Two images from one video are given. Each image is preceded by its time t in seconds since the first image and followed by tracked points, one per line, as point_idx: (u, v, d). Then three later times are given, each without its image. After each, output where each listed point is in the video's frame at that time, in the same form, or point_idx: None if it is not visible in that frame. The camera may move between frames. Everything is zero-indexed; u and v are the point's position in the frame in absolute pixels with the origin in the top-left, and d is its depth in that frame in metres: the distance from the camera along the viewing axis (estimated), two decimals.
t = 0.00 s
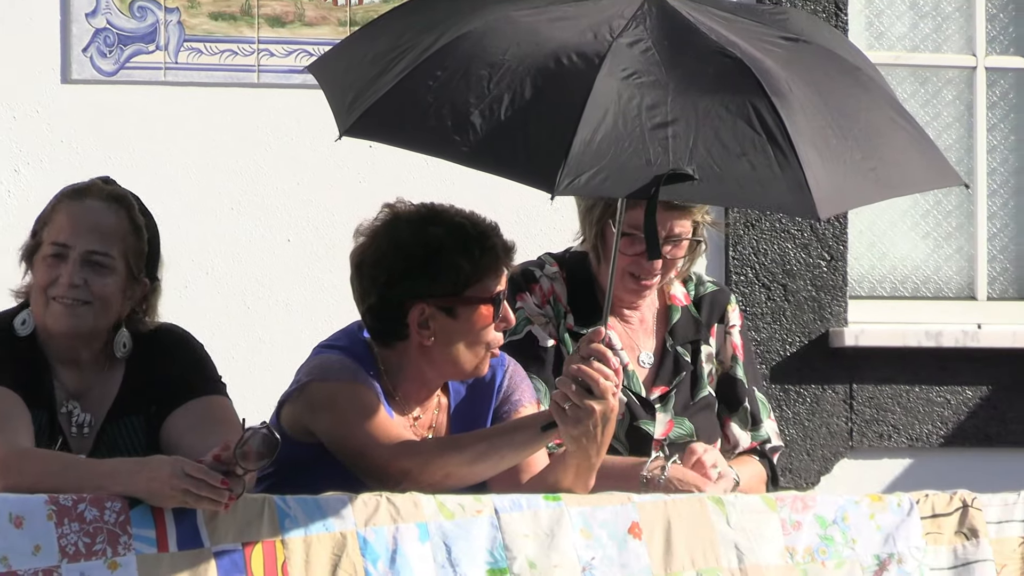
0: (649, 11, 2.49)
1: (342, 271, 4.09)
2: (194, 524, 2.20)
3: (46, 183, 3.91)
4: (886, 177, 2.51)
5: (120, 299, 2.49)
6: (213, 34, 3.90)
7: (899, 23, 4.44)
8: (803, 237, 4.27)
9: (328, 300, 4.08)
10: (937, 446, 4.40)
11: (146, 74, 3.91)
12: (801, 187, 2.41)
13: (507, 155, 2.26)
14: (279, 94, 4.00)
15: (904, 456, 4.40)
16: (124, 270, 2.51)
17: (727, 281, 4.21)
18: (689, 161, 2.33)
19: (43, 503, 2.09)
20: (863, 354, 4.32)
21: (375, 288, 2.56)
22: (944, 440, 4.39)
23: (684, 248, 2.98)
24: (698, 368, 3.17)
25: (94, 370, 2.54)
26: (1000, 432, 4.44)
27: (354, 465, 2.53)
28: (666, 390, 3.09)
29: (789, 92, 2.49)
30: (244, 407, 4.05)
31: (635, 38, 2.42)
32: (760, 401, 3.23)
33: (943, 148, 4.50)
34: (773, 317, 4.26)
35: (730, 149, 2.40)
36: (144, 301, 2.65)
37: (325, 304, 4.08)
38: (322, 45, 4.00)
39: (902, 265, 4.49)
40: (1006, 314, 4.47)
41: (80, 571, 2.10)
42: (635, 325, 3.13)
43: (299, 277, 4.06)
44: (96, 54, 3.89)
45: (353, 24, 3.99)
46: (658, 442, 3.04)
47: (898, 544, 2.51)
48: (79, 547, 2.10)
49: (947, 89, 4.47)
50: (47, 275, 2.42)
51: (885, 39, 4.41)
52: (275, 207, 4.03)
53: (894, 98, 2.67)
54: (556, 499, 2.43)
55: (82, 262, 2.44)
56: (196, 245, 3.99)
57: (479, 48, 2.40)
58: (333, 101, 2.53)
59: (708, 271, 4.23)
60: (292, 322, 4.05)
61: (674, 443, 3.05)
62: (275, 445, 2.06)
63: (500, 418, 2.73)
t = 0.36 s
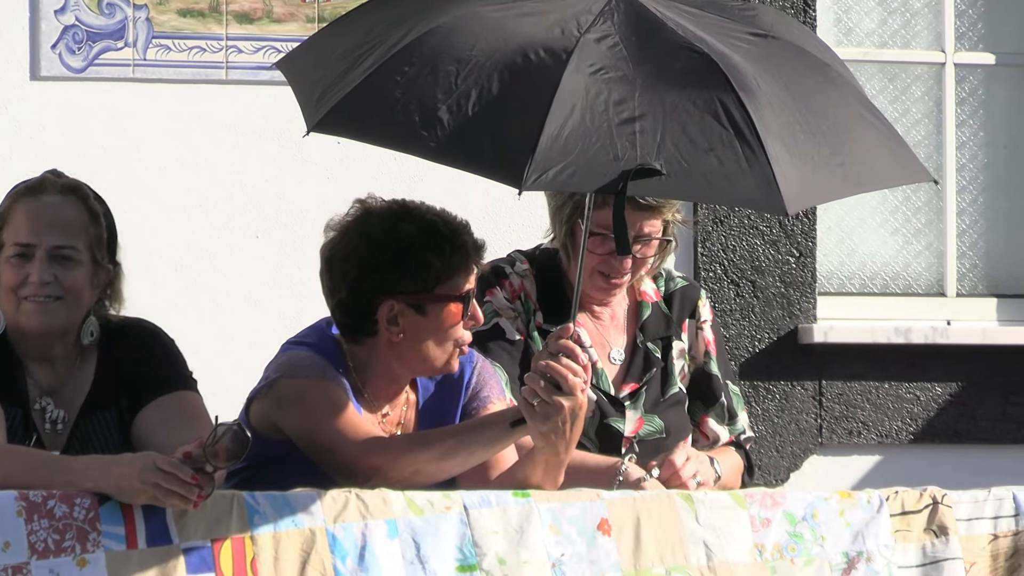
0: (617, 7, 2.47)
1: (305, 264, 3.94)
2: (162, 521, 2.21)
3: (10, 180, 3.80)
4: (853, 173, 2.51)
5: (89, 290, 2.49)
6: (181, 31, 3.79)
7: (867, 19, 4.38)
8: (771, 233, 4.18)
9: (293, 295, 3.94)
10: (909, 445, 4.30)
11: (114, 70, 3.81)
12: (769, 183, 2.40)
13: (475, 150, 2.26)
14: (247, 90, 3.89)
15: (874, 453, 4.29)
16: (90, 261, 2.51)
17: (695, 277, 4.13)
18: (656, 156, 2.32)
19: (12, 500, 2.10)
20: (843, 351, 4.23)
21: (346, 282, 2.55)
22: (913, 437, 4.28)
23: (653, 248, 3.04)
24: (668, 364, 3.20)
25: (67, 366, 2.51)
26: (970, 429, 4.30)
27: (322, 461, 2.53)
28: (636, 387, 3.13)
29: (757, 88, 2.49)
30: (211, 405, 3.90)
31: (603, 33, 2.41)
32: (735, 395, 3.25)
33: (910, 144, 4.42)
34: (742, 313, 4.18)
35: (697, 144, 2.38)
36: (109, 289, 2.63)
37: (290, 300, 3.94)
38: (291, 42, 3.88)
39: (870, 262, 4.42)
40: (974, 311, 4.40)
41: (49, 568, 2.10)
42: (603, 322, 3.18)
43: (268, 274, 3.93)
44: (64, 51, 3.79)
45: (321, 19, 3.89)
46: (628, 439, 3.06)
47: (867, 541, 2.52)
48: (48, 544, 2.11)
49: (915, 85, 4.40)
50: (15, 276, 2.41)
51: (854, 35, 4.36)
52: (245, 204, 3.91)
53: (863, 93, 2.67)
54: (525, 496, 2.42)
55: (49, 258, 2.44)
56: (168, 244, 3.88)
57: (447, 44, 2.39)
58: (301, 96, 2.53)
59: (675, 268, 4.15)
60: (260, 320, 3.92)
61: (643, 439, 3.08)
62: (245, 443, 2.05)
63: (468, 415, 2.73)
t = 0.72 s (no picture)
0: (605, 7, 2.48)
1: (292, 263, 3.93)
2: (150, 520, 2.20)
3: None
4: (842, 174, 2.51)
5: (80, 292, 2.49)
6: (170, 30, 3.79)
7: (855, 19, 4.38)
8: (759, 233, 4.19)
9: (282, 294, 3.93)
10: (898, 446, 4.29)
11: (103, 70, 3.80)
12: (758, 184, 2.40)
13: (464, 150, 2.26)
14: (235, 89, 3.88)
15: (862, 453, 4.28)
16: (80, 263, 2.50)
17: (683, 276, 4.12)
18: (645, 157, 2.32)
19: None
20: (833, 351, 4.23)
21: (335, 282, 2.53)
22: (902, 438, 4.28)
23: (644, 248, 3.04)
24: (656, 363, 3.21)
25: (56, 367, 2.50)
26: (958, 430, 4.31)
27: (310, 460, 2.53)
28: (624, 385, 3.14)
29: (745, 89, 2.49)
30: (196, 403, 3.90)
31: (591, 34, 2.42)
32: (725, 393, 3.26)
33: (899, 144, 4.42)
34: (729, 313, 4.18)
35: (685, 144, 2.39)
36: (96, 289, 2.61)
37: (279, 299, 3.92)
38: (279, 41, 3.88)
39: (857, 262, 4.41)
40: (962, 312, 4.40)
41: (36, 568, 2.11)
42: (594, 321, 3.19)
43: (257, 274, 3.91)
44: (53, 50, 3.78)
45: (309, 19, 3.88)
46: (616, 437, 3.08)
47: (854, 543, 2.51)
48: (35, 542, 2.11)
49: (903, 85, 4.40)
50: (6, 279, 2.39)
51: (841, 36, 4.36)
52: (234, 203, 3.90)
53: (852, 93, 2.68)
54: (513, 496, 2.42)
55: (41, 261, 2.42)
56: (158, 244, 3.87)
57: (435, 44, 2.39)
58: (289, 96, 2.53)
59: (663, 268, 4.15)
60: (248, 320, 3.90)
61: (632, 437, 3.09)
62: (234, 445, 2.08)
63: (457, 414, 2.73)
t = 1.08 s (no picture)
0: (592, 5, 2.48)
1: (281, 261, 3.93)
2: (138, 519, 2.20)
3: None
4: (829, 171, 2.51)
5: (69, 293, 2.49)
6: (158, 29, 3.79)
7: (843, 18, 4.37)
8: (747, 232, 4.17)
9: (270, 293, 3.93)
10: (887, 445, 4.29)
11: (91, 69, 3.80)
12: (745, 181, 2.40)
13: (450, 149, 2.26)
14: (223, 88, 3.88)
15: (850, 452, 4.28)
16: (69, 264, 2.50)
17: (671, 275, 4.11)
18: (631, 155, 2.31)
19: None
20: (824, 351, 4.22)
21: (322, 281, 2.53)
22: (890, 437, 4.27)
23: (629, 248, 3.04)
24: (643, 361, 3.22)
25: (44, 368, 2.50)
26: (945, 429, 4.30)
27: (298, 459, 2.53)
28: (611, 383, 3.15)
29: (732, 87, 2.49)
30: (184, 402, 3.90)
31: (578, 32, 2.42)
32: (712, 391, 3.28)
33: (887, 143, 4.41)
34: (717, 313, 4.17)
35: (673, 142, 2.38)
36: (84, 289, 2.62)
37: (267, 298, 3.92)
38: (267, 40, 3.88)
39: (845, 262, 4.40)
40: (950, 310, 4.39)
41: (25, 566, 2.11)
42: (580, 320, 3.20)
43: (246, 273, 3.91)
44: (40, 49, 3.77)
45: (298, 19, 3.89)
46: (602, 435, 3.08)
47: (840, 542, 2.51)
48: (23, 541, 2.11)
49: (891, 84, 4.39)
50: None
51: (829, 34, 4.36)
52: (223, 201, 3.90)
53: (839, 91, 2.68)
54: (500, 495, 2.43)
55: (31, 263, 2.42)
56: (148, 242, 3.86)
57: (420, 43, 2.39)
58: (276, 94, 2.53)
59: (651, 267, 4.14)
60: (237, 320, 3.90)
61: (618, 436, 3.09)
62: (221, 442, 2.05)
63: (444, 413, 2.73)
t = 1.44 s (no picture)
0: (581, 5, 2.47)
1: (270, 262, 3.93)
2: (126, 519, 2.20)
3: None
4: (818, 171, 2.51)
5: (58, 295, 2.49)
6: (146, 29, 3.78)
7: (831, 18, 4.36)
8: (736, 232, 4.17)
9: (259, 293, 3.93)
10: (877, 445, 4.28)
11: (79, 69, 3.79)
12: (733, 182, 2.40)
13: (439, 150, 2.26)
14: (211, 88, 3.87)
15: (838, 452, 4.27)
16: (58, 265, 2.50)
17: (659, 276, 4.11)
18: (620, 155, 2.32)
19: None
20: (814, 351, 4.22)
21: (314, 282, 2.52)
22: (878, 437, 4.26)
23: (620, 249, 3.05)
24: (632, 363, 3.23)
25: (32, 369, 2.50)
26: (933, 429, 4.29)
27: (286, 460, 2.53)
28: (599, 385, 3.16)
29: (721, 87, 2.49)
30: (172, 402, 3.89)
31: (567, 32, 2.41)
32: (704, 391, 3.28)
33: (875, 143, 4.40)
34: (705, 313, 4.16)
35: (661, 143, 2.38)
36: (73, 291, 2.62)
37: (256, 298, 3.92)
38: (255, 41, 3.88)
39: (833, 261, 4.40)
40: (938, 310, 4.38)
41: (13, 567, 2.12)
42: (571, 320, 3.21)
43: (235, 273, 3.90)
44: (28, 49, 3.76)
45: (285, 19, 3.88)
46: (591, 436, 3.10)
47: (827, 543, 2.50)
48: (11, 542, 2.12)
49: (879, 84, 4.38)
50: None
51: (817, 35, 4.35)
52: (212, 201, 3.88)
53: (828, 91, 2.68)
54: (488, 495, 2.43)
55: (20, 265, 2.43)
56: (137, 243, 3.84)
57: (409, 44, 2.39)
58: (266, 95, 2.53)
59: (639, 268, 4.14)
60: (227, 320, 3.89)
61: (607, 437, 3.10)
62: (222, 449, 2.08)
63: (433, 414, 2.73)
